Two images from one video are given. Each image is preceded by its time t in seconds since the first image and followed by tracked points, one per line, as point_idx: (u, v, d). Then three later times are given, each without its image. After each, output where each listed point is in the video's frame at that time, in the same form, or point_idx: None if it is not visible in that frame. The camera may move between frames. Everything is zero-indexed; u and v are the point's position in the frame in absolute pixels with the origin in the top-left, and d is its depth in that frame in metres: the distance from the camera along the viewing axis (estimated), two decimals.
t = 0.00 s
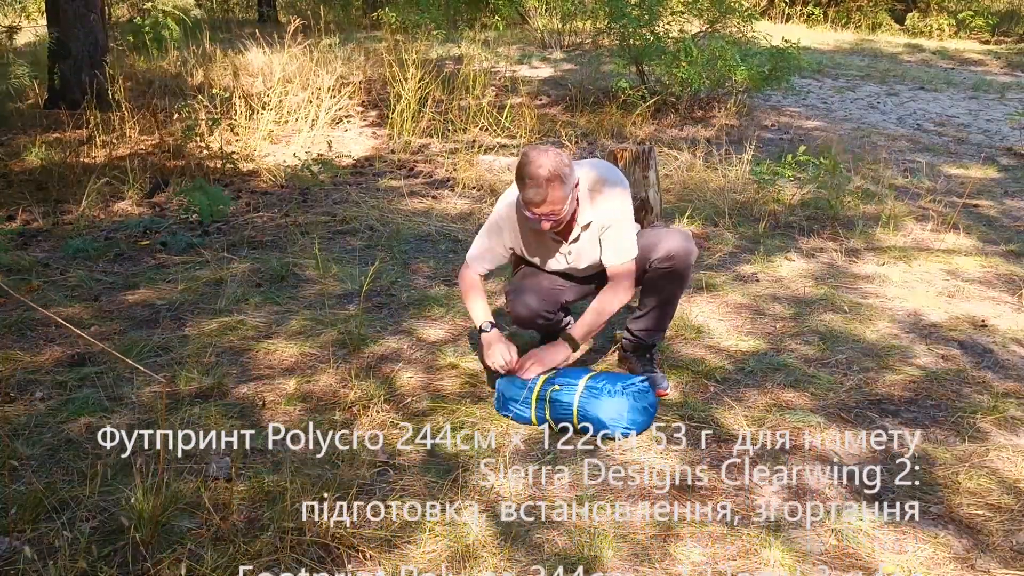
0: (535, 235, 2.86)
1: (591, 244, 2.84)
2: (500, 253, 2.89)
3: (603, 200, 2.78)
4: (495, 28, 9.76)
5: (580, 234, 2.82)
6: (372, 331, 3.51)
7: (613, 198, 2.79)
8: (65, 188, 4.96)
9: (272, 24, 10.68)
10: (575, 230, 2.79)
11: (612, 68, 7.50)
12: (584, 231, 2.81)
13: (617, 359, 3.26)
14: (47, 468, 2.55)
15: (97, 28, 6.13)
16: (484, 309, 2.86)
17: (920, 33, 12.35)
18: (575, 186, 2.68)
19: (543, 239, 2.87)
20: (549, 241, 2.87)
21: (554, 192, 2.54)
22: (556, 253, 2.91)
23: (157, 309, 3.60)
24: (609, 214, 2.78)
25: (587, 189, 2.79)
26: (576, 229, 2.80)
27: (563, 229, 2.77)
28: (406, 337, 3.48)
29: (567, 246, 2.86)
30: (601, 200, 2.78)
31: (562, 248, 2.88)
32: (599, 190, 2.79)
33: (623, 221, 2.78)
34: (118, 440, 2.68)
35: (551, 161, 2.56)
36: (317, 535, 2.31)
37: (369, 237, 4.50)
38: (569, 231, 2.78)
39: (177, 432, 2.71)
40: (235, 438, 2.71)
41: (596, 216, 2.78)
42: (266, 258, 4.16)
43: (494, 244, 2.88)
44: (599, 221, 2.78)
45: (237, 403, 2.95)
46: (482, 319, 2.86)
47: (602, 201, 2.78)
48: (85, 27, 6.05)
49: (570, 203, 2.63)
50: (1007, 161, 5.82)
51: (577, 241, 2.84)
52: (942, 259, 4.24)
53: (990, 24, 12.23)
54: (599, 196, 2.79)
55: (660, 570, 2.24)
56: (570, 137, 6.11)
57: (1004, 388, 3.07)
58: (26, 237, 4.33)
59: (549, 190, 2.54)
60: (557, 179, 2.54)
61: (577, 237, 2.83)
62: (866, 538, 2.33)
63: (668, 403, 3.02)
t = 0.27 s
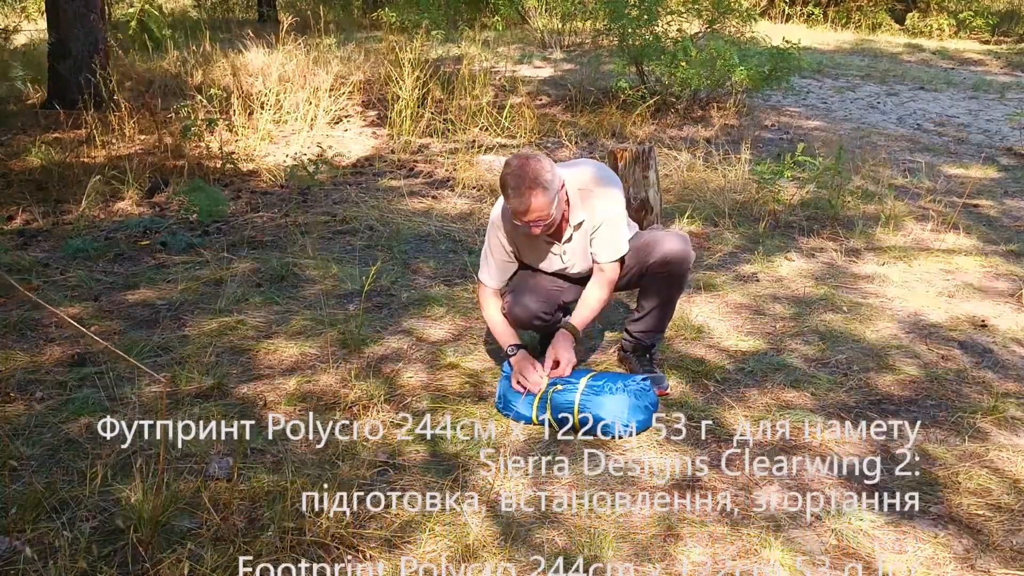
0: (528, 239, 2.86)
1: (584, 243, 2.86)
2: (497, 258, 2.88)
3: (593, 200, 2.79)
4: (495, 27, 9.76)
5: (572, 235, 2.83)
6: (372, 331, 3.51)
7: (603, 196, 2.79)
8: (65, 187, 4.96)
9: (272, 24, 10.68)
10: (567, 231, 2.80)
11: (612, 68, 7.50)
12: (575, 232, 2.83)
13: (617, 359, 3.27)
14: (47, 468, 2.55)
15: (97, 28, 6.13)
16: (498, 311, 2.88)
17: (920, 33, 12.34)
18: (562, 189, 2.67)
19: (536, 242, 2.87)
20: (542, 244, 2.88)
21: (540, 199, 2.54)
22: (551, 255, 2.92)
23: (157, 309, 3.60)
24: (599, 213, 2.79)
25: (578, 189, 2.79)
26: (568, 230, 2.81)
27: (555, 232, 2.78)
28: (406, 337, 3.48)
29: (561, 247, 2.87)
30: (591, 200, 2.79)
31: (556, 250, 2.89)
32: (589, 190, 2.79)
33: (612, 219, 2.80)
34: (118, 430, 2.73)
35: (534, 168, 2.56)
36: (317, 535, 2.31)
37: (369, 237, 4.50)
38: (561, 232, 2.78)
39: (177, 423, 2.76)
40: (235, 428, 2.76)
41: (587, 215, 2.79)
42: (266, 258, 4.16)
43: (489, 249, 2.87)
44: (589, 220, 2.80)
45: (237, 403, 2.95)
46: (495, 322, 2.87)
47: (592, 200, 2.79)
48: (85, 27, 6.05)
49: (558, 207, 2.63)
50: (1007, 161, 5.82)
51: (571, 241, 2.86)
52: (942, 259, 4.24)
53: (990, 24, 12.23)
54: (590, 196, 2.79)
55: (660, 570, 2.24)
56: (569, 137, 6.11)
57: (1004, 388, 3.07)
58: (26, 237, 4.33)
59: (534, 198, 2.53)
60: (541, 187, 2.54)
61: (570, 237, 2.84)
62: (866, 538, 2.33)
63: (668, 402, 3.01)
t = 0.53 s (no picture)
0: (529, 240, 2.85)
1: (584, 243, 2.86)
2: (498, 260, 2.87)
3: (592, 199, 2.78)
4: (494, 27, 9.76)
5: (573, 235, 2.82)
6: (372, 331, 3.51)
7: (602, 195, 2.78)
8: (65, 188, 4.96)
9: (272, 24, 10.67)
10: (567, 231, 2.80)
11: (612, 68, 7.50)
12: (576, 232, 2.82)
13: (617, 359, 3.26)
14: (47, 468, 2.55)
15: (97, 27, 6.13)
16: (499, 312, 2.87)
17: (920, 33, 12.33)
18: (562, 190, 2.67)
19: (536, 243, 2.87)
20: (543, 245, 2.87)
21: (539, 202, 2.53)
22: (552, 256, 2.91)
23: (157, 309, 3.60)
24: (599, 212, 2.78)
25: (576, 188, 2.77)
26: (568, 231, 2.80)
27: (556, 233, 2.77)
28: (406, 337, 3.47)
29: (562, 247, 2.86)
30: (591, 199, 2.78)
31: (557, 251, 2.88)
32: (588, 189, 2.78)
33: (612, 217, 2.79)
34: (118, 421, 2.78)
35: (533, 171, 2.55)
36: (317, 535, 2.31)
37: (369, 237, 4.50)
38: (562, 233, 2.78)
39: (177, 414, 2.82)
40: (235, 419, 2.82)
41: (587, 215, 2.78)
42: (266, 258, 4.16)
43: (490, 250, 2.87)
44: (590, 220, 2.79)
45: (237, 403, 2.95)
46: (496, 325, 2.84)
47: (591, 200, 2.78)
48: (85, 27, 6.05)
49: (558, 209, 2.63)
50: (1007, 161, 5.82)
51: (571, 241, 2.85)
52: (942, 259, 4.24)
53: (990, 24, 12.24)
54: (589, 195, 2.78)
55: (661, 570, 2.24)
56: (569, 137, 6.11)
57: (1004, 387, 3.07)
58: (26, 237, 4.33)
59: (534, 201, 2.53)
60: (541, 190, 2.53)
61: (571, 238, 2.84)
62: (867, 538, 2.33)
63: (668, 402, 3.01)
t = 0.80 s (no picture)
0: (532, 243, 2.85)
1: (591, 246, 2.85)
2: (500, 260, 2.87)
3: (598, 200, 2.78)
4: (494, 27, 9.76)
5: (580, 237, 2.82)
6: (372, 331, 3.51)
7: (607, 196, 2.79)
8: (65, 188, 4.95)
9: (272, 24, 10.67)
10: (574, 234, 2.79)
11: (612, 68, 7.50)
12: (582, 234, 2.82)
13: (617, 360, 3.26)
14: (48, 468, 2.55)
15: (97, 27, 6.12)
16: (497, 312, 2.89)
17: (920, 33, 12.32)
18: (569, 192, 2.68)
19: (541, 246, 2.87)
20: (548, 247, 2.87)
21: (548, 203, 2.54)
22: (556, 258, 2.91)
23: (157, 309, 3.60)
24: (606, 214, 2.78)
25: (581, 191, 2.78)
26: (575, 233, 2.80)
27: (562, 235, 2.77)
28: (406, 337, 3.47)
29: (569, 250, 2.85)
30: (596, 201, 2.78)
31: (563, 252, 2.86)
32: (594, 191, 2.79)
33: (619, 218, 2.78)
34: (118, 411, 2.82)
35: (540, 173, 2.56)
36: (317, 535, 2.31)
37: (369, 237, 4.50)
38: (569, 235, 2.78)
39: (177, 403, 2.88)
40: (235, 408, 2.88)
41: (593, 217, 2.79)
42: (266, 258, 4.15)
43: (492, 252, 2.87)
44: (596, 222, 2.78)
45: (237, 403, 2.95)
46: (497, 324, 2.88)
47: (597, 201, 2.78)
48: (86, 26, 6.05)
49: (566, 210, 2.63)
50: (1007, 161, 5.81)
51: (577, 244, 2.85)
52: (942, 259, 4.23)
53: (990, 24, 12.23)
54: (595, 197, 2.78)
55: (662, 569, 2.24)
56: (569, 137, 6.10)
57: (1004, 387, 3.07)
58: (26, 237, 4.33)
59: (543, 203, 2.53)
60: (548, 192, 2.54)
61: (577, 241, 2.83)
62: (867, 538, 2.32)
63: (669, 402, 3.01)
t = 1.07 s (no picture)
0: (536, 241, 2.86)
1: (593, 242, 2.88)
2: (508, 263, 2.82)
3: (602, 196, 2.79)
4: (494, 27, 9.76)
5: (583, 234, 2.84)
6: (372, 331, 3.51)
7: (611, 192, 2.80)
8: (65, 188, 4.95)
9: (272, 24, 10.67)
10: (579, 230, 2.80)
11: (612, 68, 7.50)
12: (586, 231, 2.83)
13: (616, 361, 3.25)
14: (48, 468, 2.55)
15: (97, 27, 6.12)
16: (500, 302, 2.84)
17: (920, 33, 12.32)
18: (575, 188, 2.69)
19: (544, 244, 2.87)
20: (551, 245, 2.88)
21: (559, 199, 2.55)
22: (558, 256, 2.93)
23: (157, 309, 3.60)
24: (610, 210, 2.79)
25: (586, 187, 2.79)
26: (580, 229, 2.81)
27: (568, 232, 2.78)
28: (406, 337, 3.47)
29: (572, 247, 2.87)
30: (601, 197, 2.79)
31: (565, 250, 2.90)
32: (597, 187, 2.80)
33: (623, 213, 2.80)
34: (118, 402, 2.90)
35: (549, 169, 2.56)
36: (317, 535, 2.31)
37: (369, 237, 4.50)
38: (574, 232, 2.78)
39: (177, 394, 2.94)
40: (234, 400, 2.94)
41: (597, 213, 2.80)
42: (266, 258, 4.15)
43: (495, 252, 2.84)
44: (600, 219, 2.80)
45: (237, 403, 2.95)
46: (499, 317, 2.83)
47: (602, 198, 2.79)
48: (86, 27, 6.04)
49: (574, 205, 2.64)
50: (1007, 161, 5.81)
51: (581, 240, 2.86)
52: (942, 259, 4.23)
53: (990, 24, 12.24)
54: (599, 194, 2.80)
55: (662, 569, 2.25)
56: (569, 137, 6.10)
57: (1004, 387, 3.07)
58: (26, 237, 4.33)
59: (554, 198, 2.54)
60: (559, 188, 2.54)
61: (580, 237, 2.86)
62: (867, 537, 2.32)
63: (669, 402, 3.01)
